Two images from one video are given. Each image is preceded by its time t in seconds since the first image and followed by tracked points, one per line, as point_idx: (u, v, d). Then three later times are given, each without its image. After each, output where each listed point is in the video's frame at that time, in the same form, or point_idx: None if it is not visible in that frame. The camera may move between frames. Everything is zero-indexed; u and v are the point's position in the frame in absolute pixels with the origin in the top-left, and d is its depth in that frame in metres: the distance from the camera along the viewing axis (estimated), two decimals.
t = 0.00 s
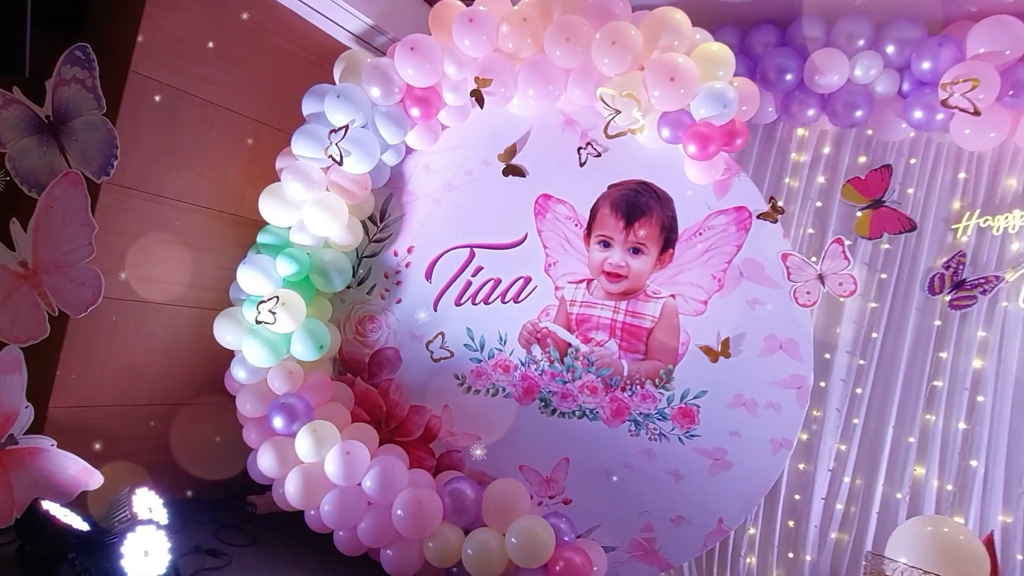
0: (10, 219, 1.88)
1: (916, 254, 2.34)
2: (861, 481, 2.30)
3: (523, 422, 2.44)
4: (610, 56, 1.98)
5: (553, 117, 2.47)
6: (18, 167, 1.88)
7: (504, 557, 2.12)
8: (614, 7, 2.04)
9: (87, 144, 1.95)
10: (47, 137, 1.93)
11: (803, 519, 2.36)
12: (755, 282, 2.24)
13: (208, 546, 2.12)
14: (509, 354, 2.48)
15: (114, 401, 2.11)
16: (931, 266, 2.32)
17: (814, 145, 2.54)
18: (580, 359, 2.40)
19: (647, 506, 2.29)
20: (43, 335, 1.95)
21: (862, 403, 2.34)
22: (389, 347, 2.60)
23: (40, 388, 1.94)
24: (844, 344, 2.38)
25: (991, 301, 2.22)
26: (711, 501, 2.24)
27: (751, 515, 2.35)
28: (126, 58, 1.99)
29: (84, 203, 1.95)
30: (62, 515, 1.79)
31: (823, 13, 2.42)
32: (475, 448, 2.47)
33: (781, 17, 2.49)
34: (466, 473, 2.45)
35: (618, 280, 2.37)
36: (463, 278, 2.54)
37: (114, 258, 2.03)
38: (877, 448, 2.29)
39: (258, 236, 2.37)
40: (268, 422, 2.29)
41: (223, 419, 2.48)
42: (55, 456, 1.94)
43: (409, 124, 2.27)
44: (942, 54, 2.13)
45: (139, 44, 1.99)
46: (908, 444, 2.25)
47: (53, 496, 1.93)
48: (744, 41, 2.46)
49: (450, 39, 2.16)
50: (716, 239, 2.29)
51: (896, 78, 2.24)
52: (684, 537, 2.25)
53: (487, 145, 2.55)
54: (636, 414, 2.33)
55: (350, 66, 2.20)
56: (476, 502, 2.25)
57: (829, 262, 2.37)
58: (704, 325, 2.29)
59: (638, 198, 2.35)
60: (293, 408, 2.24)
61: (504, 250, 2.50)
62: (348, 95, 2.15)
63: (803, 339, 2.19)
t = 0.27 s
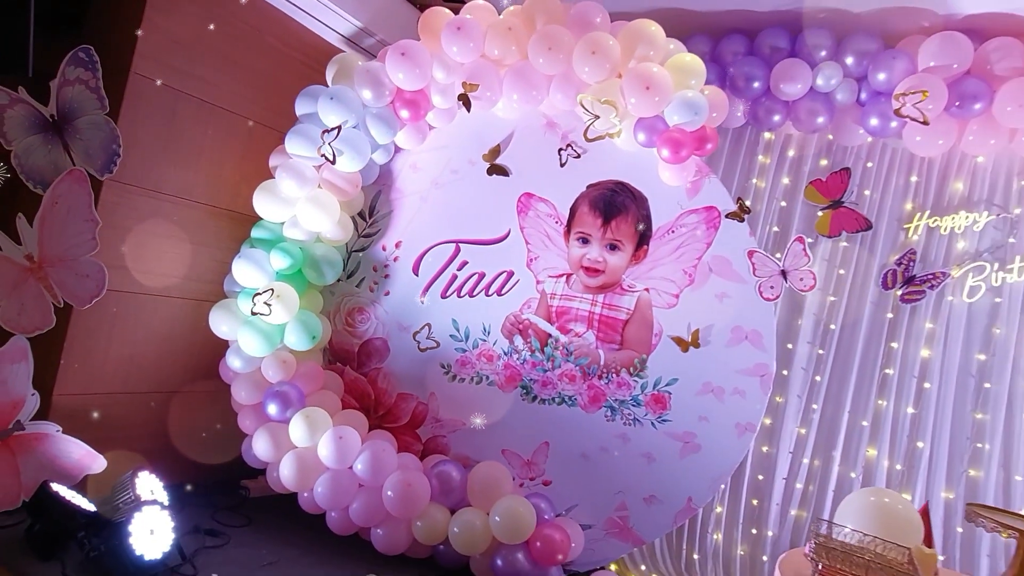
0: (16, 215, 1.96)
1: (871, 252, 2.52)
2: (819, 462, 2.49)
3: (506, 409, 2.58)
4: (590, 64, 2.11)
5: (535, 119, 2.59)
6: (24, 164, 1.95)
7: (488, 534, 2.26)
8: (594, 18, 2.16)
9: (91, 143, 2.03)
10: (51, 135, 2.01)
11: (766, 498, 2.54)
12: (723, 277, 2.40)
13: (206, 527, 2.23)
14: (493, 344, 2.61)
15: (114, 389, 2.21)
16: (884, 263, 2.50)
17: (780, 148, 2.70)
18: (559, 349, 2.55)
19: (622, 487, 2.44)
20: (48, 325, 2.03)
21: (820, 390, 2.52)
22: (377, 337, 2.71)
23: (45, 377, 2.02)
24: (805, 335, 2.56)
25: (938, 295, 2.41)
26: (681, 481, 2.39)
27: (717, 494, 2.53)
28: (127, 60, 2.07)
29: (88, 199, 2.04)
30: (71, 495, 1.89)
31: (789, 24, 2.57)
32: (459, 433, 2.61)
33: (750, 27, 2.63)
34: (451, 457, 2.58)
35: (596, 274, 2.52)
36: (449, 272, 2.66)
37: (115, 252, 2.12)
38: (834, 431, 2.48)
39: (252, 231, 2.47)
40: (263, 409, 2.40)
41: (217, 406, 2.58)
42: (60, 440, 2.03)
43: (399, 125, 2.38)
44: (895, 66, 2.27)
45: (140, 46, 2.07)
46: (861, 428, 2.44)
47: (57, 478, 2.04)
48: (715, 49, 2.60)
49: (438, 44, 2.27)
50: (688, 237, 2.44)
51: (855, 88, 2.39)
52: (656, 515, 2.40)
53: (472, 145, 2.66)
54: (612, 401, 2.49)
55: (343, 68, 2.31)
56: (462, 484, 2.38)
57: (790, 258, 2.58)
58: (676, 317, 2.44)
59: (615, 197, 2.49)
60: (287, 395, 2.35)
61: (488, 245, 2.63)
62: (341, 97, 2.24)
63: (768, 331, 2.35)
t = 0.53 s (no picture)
0: (22, 218, 2.06)
1: (837, 247, 2.67)
2: (789, 446, 2.64)
3: (494, 400, 2.70)
4: (573, 72, 2.22)
5: (521, 123, 2.71)
6: (29, 170, 2.02)
7: (479, 519, 2.37)
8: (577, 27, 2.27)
9: (94, 149, 2.11)
10: (56, 142, 2.08)
11: (741, 480, 2.70)
12: (700, 272, 2.54)
13: (209, 516, 2.33)
14: (481, 338, 2.73)
15: (118, 385, 2.29)
16: (850, 258, 2.66)
17: (753, 149, 2.85)
18: (545, 342, 2.67)
19: (605, 472, 2.57)
20: (55, 325, 2.11)
21: (791, 377, 2.67)
22: (370, 333, 2.81)
23: (52, 375, 2.10)
24: (776, 326, 2.71)
25: (900, 288, 2.56)
26: (661, 466, 2.53)
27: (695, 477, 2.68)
28: (126, 68, 2.14)
29: (91, 203, 2.12)
30: (80, 488, 1.96)
31: (760, 31, 2.71)
32: (450, 424, 2.72)
33: (724, 34, 2.77)
34: (443, 446, 2.70)
35: (579, 271, 2.64)
36: (439, 269, 2.76)
37: (116, 252, 2.20)
38: (803, 417, 2.63)
39: (248, 231, 2.55)
40: (261, 403, 2.49)
41: (215, 401, 2.66)
42: (66, 436, 2.09)
43: (390, 129, 2.48)
44: (859, 73, 2.42)
45: (139, 54, 2.14)
46: (829, 413, 2.60)
47: (65, 473, 2.09)
48: (691, 55, 2.73)
49: (428, 52, 2.39)
50: (666, 234, 2.57)
51: (821, 93, 2.53)
52: (638, 498, 2.53)
53: (460, 147, 2.77)
54: (596, 391, 2.61)
55: (336, 74, 2.41)
56: (453, 472, 2.50)
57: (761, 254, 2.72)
58: (656, 311, 2.57)
59: (598, 197, 2.62)
60: (284, 389, 2.44)
61: (476, 243, 2.74)
62: (334, 103, 2.34)
63: (742, 323, 2.49)
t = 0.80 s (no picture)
0: (24, 217, 2.14)
1: (810, 246, 2.81)
2: (765, 435, 2.77)
3: (484, 394, 2.78)
4: (561, 79, 2.31)
5: (509, 126, 2.79)
6: (27, 170, 2.12)
7: (470, 508, 2.46)
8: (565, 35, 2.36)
9: (93, 150, 2.16)
10: (55, 143, 2.16)
11: (719, 468, 2.83)
12: (681, 270, 2.65)
13: (207, 509, 2.38)
14: (471, 333, 2.81)
15: (115, 382, 2.32)
16: (822, 256, 2.80)
17: (730, 152, 2.98)
18: (533, 338, 2.76)
19: (590, 462, 2.68)
20: (55, 324, 2.16)
21: (767, 370, 2.81)
22: (361, 329, 2.88)
23: (52, 373, 2.13)
24: (753, 321, 2.85)
25: (868, 285, 2.71)
26: (643, 456, 2.64)
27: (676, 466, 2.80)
28: (124, 70, 2.17)
29: (90, 203, 2.16)
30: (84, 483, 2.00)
31: (738, 39, 2.82)
32: (440, 417, 2.80)
33: (704, 41, 2.88)
34: (433, 439, 2.78)
35: (566, 269, 2.74)
36: (429, 267, 2.84)
37: (114, 251, 2.24)
38: (778, 408, 2.77)
39: (242, 230, 2.60)
40: (256, 398, 2.55)
41: (208, 397, 2.71)
42: (66, 432, 2.14)
43: (382, 131, 2.55)
44: (831, 81, 2.54)
45: (137, 57, 2.18)
46: (802, 404, 2.73)
47: (66, 467, 2.14)
48: (672, 61, 2.83)
49: (420, 56, 2.45)
50: (649, 234, 2.68)
51: (796, 100, 2.66)
52: (621, 487, 2.64)
53: (449, 149, 2.85)
54: (582, 384, 2.72)
55: (330, 77, 2.46)
56: (445, 463, 2.58)
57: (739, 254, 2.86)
58: (639, 307, 2.68)
59: (583, 198, 2.71)
60: (279, 385, 2.50)
61: (465, 242, 2.82)
62: (329, 106, 2.40)
63: (721, 318, 2.61)
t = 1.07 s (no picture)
0: (15, 222, 2.15)
1: (783, 247, 2.93)
2: (740, 428, 2.89)
3: (469, 391, 2.86)
4: (547, 86, 2.38)
5: (494, 130, 2.88)
6: (20, 173, 2.13)
7: (458, 503, 2.53)
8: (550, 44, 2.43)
9: (85, 154, 2.18)
10: (47, 147, 2.18)
11: (696, 461, 2.93)
12: (660, 271, 2.75)
13: (198, 507, 2.42)
14: (457, 332, 2.88)
15: (106, 383, 2.34)
16: (794, 256, 2.92)
17: (707, 156, 3.08)
18: (517, 336, 2.84)
19: (573, 456, 2.77)
20: (48, 325, 2.18)
21: (741, 366, 2.93)
22: (348, 329, 2.93)
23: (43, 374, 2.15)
24: (728, 319, 2.96)
25: (836, 284, 2.83)
26: (624, 450, 2.74)
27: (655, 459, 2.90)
28: (113, 74, 2.19)
29: (82, 207, 2.19)
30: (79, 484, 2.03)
31: (714, 47, 2.92)
32: (426, 414, 2.86)
33: (681, 48, 2.97)
34: (420, 435, 2.84)
35: (549, 269, 2.82)
36: (416, 268, 2.91)
37: (105, 253, 2.26)
38: (752, 402, 2.89)
39: (230, 232, 2.63)
40: (246, 398, 2.59)
41: (197, 397, 2.74)
42: (58, 433, 2.16)
43: (370, 134, 2.61)
44: (803, 89, 2.66)
45: (126, 60, 2.20)
46: (775, 398, 2.86)
47: (59, 468, 2.16)
48: (651, 67, 2.92)
49: (409, 62, 2.51)
50: (630, 236, 2.78)
51: (769, 107, 2.77)
52: (603, 480, 2.74)
53: (435, 152, 2.92)
54: (565, 380, 2.80)
55: (319, 82, 2.51)
56: (433, 459, 2.65)
57: (716, 254, 2.97)
58: (620, 306, 2.78)
59: (566, 200, 2.80)
60: (269, 384, 2.55)
61: (451, 243, 2.89)
62: (319, 110, 2.44)
63: (698, 317, 2.71)
